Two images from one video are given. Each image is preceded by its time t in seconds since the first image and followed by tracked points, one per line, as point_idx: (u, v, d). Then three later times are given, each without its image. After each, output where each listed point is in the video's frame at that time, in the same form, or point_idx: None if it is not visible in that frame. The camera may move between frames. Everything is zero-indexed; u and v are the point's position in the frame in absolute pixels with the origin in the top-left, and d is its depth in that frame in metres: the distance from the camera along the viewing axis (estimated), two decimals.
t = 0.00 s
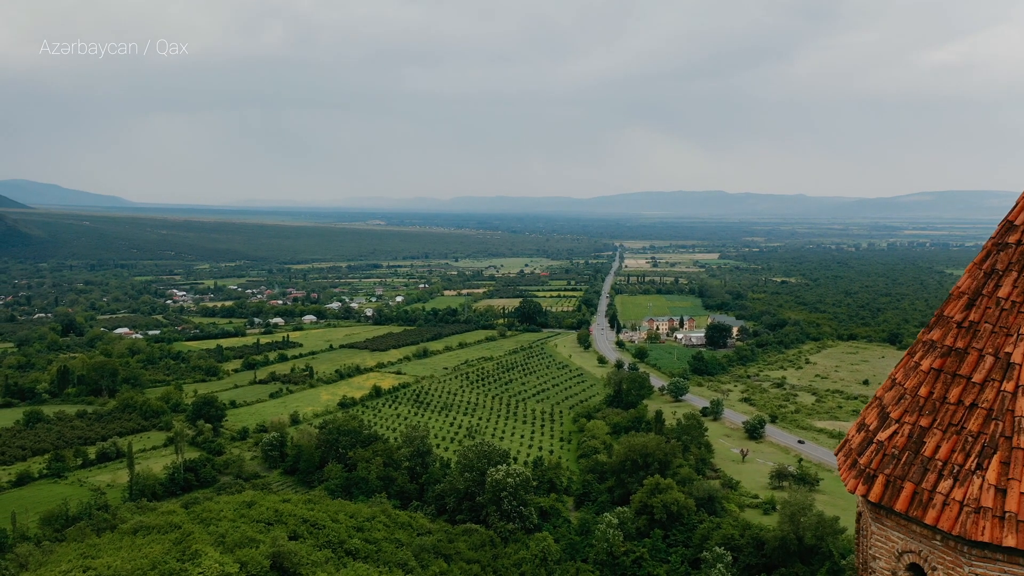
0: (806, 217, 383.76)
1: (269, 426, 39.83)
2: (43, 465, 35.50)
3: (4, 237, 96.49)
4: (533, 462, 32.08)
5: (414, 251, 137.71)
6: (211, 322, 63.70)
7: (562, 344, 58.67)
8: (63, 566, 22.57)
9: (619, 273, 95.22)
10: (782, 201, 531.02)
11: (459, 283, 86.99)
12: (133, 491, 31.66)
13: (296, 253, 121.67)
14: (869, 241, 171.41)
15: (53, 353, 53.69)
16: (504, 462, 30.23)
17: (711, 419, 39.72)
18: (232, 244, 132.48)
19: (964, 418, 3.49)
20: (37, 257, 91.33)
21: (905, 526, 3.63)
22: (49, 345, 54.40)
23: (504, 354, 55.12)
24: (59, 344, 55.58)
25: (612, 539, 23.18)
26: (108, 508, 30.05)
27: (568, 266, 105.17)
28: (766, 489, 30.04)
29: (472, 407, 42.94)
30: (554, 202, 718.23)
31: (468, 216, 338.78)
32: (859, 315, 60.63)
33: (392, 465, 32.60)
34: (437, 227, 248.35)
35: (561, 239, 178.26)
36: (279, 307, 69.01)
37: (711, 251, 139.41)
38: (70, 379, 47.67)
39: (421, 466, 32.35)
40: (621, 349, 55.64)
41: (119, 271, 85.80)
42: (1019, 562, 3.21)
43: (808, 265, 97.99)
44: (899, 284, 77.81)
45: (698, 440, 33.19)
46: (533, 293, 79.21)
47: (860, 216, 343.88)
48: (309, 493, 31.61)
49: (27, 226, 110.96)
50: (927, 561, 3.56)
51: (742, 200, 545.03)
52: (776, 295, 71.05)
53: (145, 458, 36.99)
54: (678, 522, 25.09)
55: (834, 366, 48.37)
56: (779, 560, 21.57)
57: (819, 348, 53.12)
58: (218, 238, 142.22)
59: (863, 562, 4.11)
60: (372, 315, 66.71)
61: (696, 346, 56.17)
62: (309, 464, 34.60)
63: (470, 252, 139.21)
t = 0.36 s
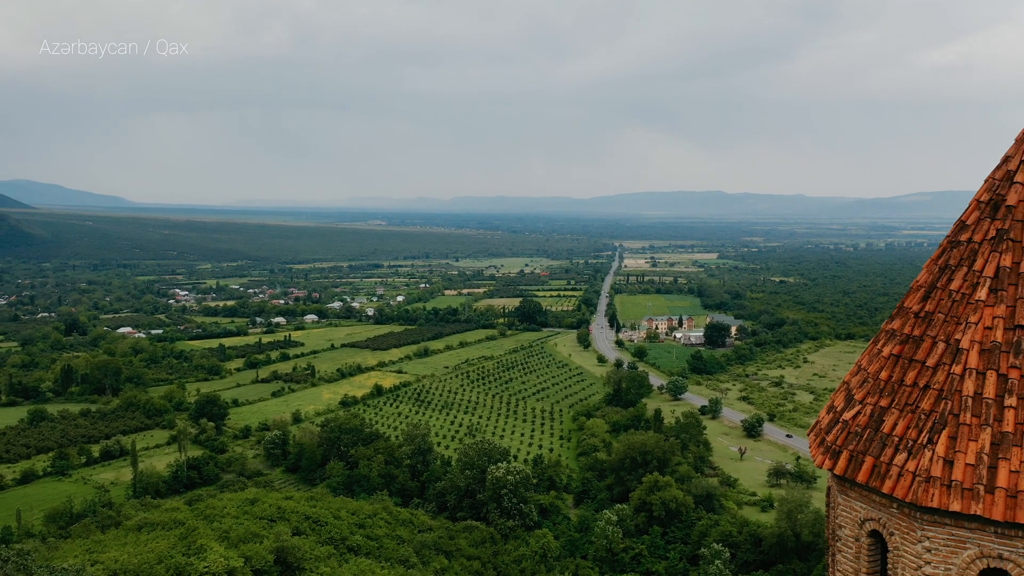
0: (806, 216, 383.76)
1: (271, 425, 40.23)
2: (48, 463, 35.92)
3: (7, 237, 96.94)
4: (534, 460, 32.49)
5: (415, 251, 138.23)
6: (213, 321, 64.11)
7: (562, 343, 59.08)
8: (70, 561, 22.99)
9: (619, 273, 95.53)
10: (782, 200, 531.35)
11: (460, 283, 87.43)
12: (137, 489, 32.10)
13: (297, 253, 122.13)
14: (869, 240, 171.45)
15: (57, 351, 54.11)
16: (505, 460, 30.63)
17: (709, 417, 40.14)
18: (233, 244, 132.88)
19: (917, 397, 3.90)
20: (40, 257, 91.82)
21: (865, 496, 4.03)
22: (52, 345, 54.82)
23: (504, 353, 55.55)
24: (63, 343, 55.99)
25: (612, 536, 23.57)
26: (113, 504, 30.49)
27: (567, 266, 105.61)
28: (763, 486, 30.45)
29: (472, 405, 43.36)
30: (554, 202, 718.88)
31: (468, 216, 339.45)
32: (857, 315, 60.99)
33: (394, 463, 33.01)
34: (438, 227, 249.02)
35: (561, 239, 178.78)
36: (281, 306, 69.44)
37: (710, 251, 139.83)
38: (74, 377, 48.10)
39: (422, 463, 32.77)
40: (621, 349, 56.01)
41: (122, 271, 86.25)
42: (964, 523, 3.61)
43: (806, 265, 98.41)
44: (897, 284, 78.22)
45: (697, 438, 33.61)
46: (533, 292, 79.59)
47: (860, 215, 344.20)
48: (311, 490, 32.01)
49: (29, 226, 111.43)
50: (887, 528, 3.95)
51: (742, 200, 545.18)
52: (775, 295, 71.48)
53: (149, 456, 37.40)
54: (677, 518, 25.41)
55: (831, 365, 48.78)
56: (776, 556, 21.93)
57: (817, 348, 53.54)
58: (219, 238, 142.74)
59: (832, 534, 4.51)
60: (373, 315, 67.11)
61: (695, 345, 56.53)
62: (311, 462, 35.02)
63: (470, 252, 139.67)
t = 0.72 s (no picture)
0: (806, 216, 384.01)
1: (273, 423, 40.64)
2: (52, 461, 36.33)
3: (10, 237, 97.42)
4: (533, 458, 32.90)
5: (415, 251, 138.57)
6: (215, 320, 64.51)
7: (562, 342, 59.50)
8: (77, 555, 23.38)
9: (619, 273, 95.89)
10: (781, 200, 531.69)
11: (460, 283, 87.86)
12: (141, 486, 32.56)
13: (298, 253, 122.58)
14: (869, 240, 171.62)
15: (60, 351, 54.50)
16: (505, 458, 31.05)
17: (708, 416, 40.54)
18: (234, 244, 133.32)
19: (877, 378, 4.30)
20: (43, 257, 92.28)
21: (832, 470, 4.43)
22: (56, 344, 55.21)
23: (504, 352, 55.95)
24: (66, 342, 56.38)
25: (611, 532, 23.90)
26: (117, 502, 30.91)
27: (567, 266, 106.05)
28: (761, 484, 30.86)
29: (472, 404, 43.78)
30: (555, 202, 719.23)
31: (468, 216, 340.29)
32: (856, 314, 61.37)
33: (395, 460, 33.43)
34: (439, 227, 249.55)
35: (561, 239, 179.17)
36: (282, 306, 69.85)
37: (710, 250, 140.24)
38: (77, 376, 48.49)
39: (423, 461, 33.19)
40: (620, 348, 56.41)
41: (124, 271, 86.69)
42: (917, 490, 4.02)
43: (805, 265, 98.81)
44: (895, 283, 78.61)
45: (695, 437, 34.03)
46: (533, 292, 79.97)
47: (860, 215, 344.82)
48: (313, 488, 32.43)
49: (32, 226, 111.86)
50: (850, 497, 4.35)
51: (742, 200, 545.67)
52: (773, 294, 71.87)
53: (152, 454, 37.80)
54: (675, 516, 25.80)
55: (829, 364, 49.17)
56: (774, 552, 22.32)
57: (815, 347, 53.94)
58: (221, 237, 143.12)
59: (803, 507, 4.91)
60: (374, 314, 67.52)
61: (694, 344, 56.93)
62: (313, 460, 35.44)
63: (471, 252, 140.06)
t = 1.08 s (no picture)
0: (806, 216, 384.37)
1: (275, 421, 41.04)
2: (56, 459, 36.75)
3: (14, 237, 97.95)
4: (534, 456, 33.29)
5: (416, 251, 139.07)
6: (218, 320, 64.96)
7: (562, 341, 59.93)
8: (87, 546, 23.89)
9: (619, 272, 96.28)
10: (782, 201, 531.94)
11: (461, 283, 88.30)
12: (145, 483, 33.00)
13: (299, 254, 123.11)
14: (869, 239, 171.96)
15: (64, 350, 54.92)
16: (505, 456, 31.44)
17: (706, 414, 40.94)
18: (235, 244, 133.80)
19: (843, 363, 4.72)
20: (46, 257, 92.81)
21: (804, 448, 4.83)
22: (59, 343, 55.66)
23: (504, 351, 56.40)
24: (70, 341, 56.83)
25: (610, 529, 24.27)
26: (122, 498, 31.37)
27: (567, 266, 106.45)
28: (759, 482, 31.26)
29: (473, 403, 44.20)
30: (555, 203, 719.66)
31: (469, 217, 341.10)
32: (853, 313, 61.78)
33: (396, 458, 33.86)
34: (440, 227, 250.11)
35: (562, 239, 179.65)
36: (284, 305, 70.32)
37: (709, 250, 140.69)
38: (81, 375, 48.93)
39: (424, 459, 33.62)
40: (620, 347, 56.81)
41: (127, 271, 87.20)
42: (878, 464, 4.42)
43: (804, 265, 99.21)
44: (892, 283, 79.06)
45: (693, 435, 34.45)
46: (534, 292, 80.37)
47: (859, 215, 345.26)
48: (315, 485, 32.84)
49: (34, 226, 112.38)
50: (819, 472, 4.77)
51: (742, 200, 546.01)
52: (772, 294, 72.31)
53: (156, 452, 38.18)
54: (674, 513, 26.23)
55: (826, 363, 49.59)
56: (772, 549, 22.77)
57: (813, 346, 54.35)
58: (222, 238, 143.62)
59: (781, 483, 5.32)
60: (375, 314, 68.01)
61: (693, 343, 57.35)
62: (315, 458, 35.85)
63: (471, 252, 140.51)
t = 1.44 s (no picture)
0: (806, 216, 385.00)
1: (277, 420, 41.45)
2: (60, 457, 37.14)
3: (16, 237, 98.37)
4: (534, 454, 33.70)
5: (416, 251, 139.55)
6: (219, 319, 65.40)
7: (562, 340, 60.36)
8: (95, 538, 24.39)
9: (619, 272, 96.66)
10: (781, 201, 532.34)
11: (461, 282, 88.76)
12: (148, 481, 33.40)
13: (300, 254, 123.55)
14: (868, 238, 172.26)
15: (67, 349, 55.31)
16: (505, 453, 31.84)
17: (705, 413, 41.34)
18: (236, 244, 134.18)
19: (814, 350, 5.12)
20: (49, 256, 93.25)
21: (781, 428, 5.22)
22: (63, 342, 56.06)
23: (504, 350, 56.83)
24: (73, 341, 57.22)
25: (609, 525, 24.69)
26: (126, 495, 31.78)
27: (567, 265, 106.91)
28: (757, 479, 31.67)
29: (473, 401, 44.61)
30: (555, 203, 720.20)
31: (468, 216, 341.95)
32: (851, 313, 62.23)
33: (397, 456, 34.29)
34: (440, 228, 250.76)
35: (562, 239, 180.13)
36: (286, 305, 70.76)
37: (708, 250, 141.18)
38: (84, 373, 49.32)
39: (425, 456, 34.08)
40: (619, 346, 57.27)
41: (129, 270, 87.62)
42: (845, 441, 4.81)
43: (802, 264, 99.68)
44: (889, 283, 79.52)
45: (692, 433, 34.84)
46: (534, 292, 80.73)
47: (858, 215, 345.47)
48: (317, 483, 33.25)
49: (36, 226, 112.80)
50: (793, 450, 5.18)
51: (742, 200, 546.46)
52: (771, 293, 72.75)
53: (159, 450, 38.57)
54: (672, 509, 26.65)
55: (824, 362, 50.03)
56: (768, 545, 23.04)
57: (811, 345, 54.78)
58: (223, 238, 144.09)
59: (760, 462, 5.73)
60: (376, 313, 68.44)
61: (692, 342, 57.76)
62: (317, 456, 36.27)
63: (471, 252, 140.97)
